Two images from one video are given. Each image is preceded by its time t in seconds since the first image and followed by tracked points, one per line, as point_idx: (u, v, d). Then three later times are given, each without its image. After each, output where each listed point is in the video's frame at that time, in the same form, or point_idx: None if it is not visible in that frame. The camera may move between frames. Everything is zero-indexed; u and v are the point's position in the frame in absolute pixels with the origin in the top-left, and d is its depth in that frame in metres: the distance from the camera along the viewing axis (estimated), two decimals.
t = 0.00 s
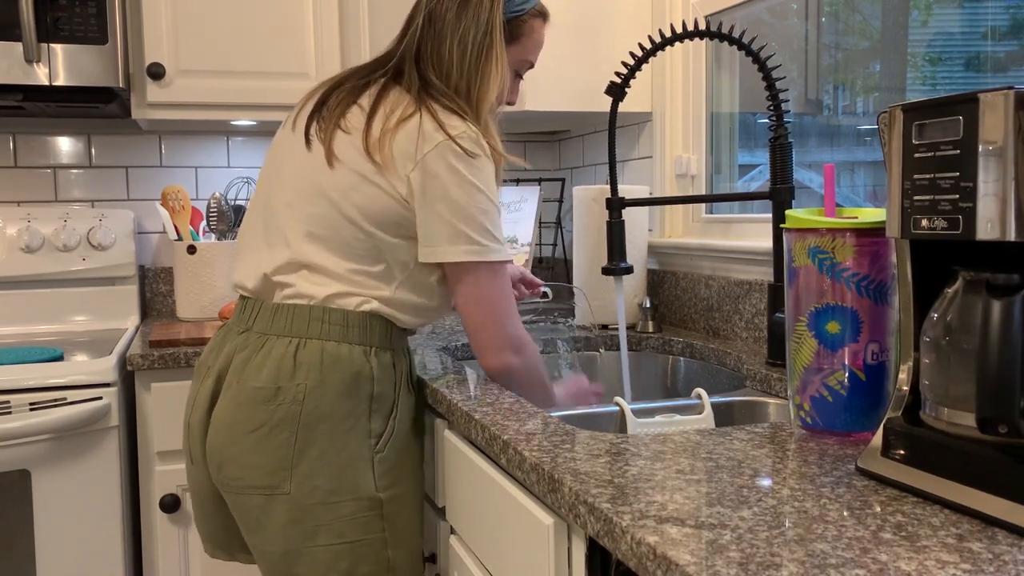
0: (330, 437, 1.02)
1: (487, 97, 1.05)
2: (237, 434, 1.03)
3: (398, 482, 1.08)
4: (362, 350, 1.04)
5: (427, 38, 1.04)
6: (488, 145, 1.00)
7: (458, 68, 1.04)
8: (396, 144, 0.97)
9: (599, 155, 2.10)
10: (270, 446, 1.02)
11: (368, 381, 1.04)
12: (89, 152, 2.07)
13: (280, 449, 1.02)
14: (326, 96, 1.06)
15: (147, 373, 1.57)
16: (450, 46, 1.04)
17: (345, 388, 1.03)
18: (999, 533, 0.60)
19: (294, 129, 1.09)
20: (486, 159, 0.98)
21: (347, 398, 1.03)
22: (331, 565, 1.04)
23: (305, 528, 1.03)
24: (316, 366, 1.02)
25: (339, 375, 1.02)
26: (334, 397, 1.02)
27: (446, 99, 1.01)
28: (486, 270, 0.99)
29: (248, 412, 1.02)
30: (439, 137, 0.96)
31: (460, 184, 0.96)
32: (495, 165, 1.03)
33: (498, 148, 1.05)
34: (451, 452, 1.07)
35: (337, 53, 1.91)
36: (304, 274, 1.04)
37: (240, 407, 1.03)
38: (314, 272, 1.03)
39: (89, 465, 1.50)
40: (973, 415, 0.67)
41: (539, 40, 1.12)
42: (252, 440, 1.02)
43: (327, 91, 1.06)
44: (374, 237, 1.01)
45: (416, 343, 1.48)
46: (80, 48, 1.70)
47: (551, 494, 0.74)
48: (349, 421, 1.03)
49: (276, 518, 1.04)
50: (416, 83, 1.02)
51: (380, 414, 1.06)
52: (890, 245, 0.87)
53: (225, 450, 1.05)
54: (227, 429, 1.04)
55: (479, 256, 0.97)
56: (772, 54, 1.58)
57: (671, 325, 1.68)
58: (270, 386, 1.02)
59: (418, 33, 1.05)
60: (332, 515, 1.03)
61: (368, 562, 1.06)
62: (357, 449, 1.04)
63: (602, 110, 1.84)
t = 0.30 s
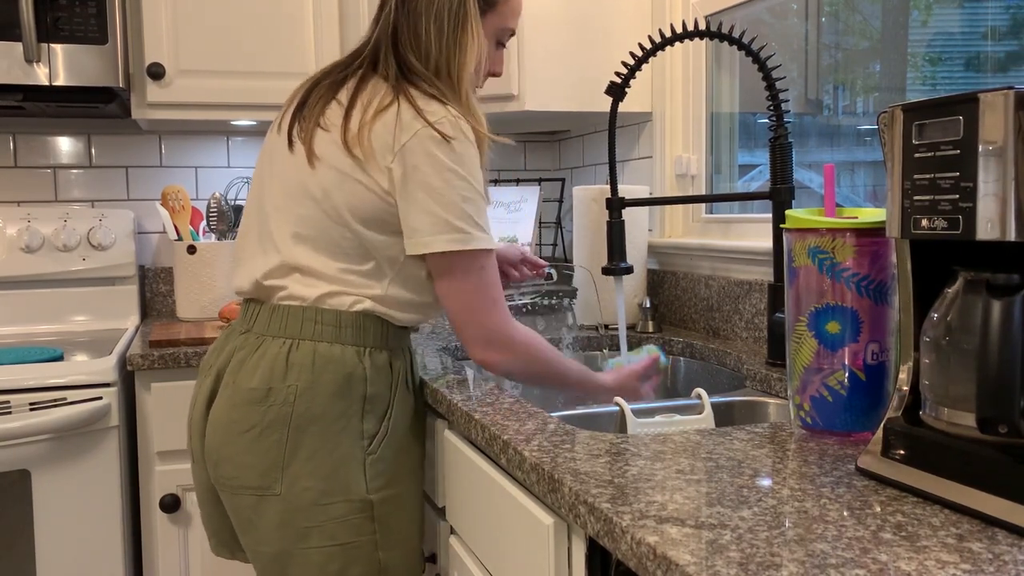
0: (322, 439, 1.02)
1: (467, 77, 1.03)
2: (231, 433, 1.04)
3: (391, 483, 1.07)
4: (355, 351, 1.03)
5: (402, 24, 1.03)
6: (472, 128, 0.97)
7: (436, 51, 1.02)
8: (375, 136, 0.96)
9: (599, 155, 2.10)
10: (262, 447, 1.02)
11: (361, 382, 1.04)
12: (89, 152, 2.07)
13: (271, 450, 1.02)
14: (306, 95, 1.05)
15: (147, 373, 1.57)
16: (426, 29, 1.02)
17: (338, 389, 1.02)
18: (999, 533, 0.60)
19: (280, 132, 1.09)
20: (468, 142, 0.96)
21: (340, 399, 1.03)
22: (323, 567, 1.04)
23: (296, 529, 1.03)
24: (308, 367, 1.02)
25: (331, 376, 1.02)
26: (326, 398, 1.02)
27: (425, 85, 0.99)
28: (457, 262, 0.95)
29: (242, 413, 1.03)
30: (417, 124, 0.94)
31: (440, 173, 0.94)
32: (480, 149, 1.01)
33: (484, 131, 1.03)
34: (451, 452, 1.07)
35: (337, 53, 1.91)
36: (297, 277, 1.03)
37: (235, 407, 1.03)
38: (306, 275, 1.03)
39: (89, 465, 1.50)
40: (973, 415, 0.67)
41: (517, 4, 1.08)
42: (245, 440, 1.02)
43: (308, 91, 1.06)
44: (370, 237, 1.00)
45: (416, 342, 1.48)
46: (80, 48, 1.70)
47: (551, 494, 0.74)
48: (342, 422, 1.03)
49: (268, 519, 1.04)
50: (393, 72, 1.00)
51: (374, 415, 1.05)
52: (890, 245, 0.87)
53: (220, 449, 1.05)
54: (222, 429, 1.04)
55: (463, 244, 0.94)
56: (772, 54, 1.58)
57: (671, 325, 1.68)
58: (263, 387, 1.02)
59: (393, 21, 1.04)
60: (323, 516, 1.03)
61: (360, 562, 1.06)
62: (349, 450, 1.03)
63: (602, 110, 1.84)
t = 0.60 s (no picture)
0: (320, 443, 1.02)
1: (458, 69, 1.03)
2: (229, 438, 1.03)
3: (392, 488, 1.07)
4: (352, 354, 1.03)
5: (394, 19, 1.03)
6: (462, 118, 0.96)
7: (427, 44, 1.02)
8: (363, 128, 0.96)
9: (599, 155, 2.10)
10: (260, 452, 1.02)
11: (359, 384, 1.03)
12: (89, 152, 2.07)
13: (269, 455, 1.02)
14: (299, 90, 1.05)
15: (147, 373, 1.57)
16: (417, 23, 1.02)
17: (336, 391, 1.02)
18: (998, 533, 0.60)
19: (274, 131, 1.09)
20: (458, 131, 0.94)
21: (338, 402, 1.02)
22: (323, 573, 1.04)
23: (295, 535, 1.03)
24: (305, 370, 1.02)
25: (328, 379, 1.02)
26: (324, 402, 1.01)
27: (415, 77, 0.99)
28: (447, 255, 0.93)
29: (239, 417, 1.02)
30: (405, 114, 0.94)
31: (427, 163, 0.92)
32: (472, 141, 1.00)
33: (476, 123, 1.02)
34: (451, 452, 1.07)
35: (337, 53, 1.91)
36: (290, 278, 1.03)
37: (233, 412, 1.03)
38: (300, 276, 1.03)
39: (89, 465, 1.50)
40: (973, 415, 0.67)
41: None
42: (243, 445, 1.02)
43: (299, 88, 1.06)
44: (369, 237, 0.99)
45: (416, 342, 1.48)
46: (80, 48, 1.70)
47: (551, 495, 0.74)
48: (340, 427, 1.02)
49: (267, 525, 1.03)
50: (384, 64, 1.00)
51: (373, 419, 1.05)
52: (890, 245, 0.87)
53: (218, 455, 1.05)
54: (219, 435, 1.04)
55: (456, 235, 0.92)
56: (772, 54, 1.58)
57: (671, 325, 1.68)
58: (260, 391, 1.02)
59: (385, 15, 1.04)
60: (322, 523, 1.02)
61: (361, 568, 1.06)
62: (348, 454, 1.03)
63: (602, 110, 1.84)
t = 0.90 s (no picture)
0: (275, 439, 1.01)
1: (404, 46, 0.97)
2: (203, 434, 1.07)
3: (353, 486, 1.03)
4: (311, 351, 1.01)
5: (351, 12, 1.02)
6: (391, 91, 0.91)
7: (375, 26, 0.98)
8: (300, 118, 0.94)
9: (599, 155, 2.10)
10: (224, 447, 1.04)
11: (316, 380, 1.01)
12: (89, 152, 2.07)
13: (231, 450, 1.03)
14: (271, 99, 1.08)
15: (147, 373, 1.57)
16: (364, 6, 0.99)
17: (292, 388, 1.01)
18: (998, 533, 0.60)
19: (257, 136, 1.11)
20: (383, 111, 0.89)
21: (295, 398, 1.01)
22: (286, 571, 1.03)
23: (254, 530, 1.03)
24: (265, 367, 1.02)
25: (285, 376, 1.01)
26: (280, 398, 1.01)
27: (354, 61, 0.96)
28: (372, 202, 0.84)
29: (210, 413, 1.05)
30: (328, 91, 0.91)
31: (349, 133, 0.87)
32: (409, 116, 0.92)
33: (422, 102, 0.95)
34: (451, 452, 1.07)
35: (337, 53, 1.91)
36: (257, 276, 1.06)
37: (207, 408, 1.06)
38: (265, 273, 1.05)
39: (89, 465, 1.50)
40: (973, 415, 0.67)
41: None
42: (211, 440, 1.05)
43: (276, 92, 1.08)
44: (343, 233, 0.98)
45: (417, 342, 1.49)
46: (80, 48, 1.70)
47: (551, 494, 0.74)
48: (294, 424, 1.01)
49: (233, 519, 1.05)
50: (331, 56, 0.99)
51: (331, 416, 1.01)
52: (890, 245, 0.87)
53: (198, 449, 1.08)
54: (197, 430, 1.08)
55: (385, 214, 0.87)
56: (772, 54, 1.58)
57: (671, 325, 1.68)
58: (226, 387, 1.04)
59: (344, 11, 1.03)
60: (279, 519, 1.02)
61: (322, 567, 1.03)
62: (303, 451, 1.01)
63: (602, 110, 1.84)
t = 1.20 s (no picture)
0: (270, 439, 1.02)
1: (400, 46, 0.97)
2: (202, 434, 1.07)
3: (348, 485, 1.03)
4: (306, 351, 1.02)
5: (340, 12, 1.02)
6: (386, 95, 0.92)
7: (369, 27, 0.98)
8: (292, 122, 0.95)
9: (599, 155, 2.10)
10: (220, 446, 1.04)
11: (310, 380, 1.01)
12: (89, 152, 2.07)
13: (227, 450, 1.04)
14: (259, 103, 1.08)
15: (147, 373, 1.57)
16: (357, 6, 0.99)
17: (287, 388, 1.01)
18: (999, 533, 0.60)
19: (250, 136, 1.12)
20: (375, 112, 0.90)
21: (290, 398, 1.01)
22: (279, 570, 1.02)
23: (250, 528, 1.03)
24: (260, 367, 1.03)
25: (280, 376, 1.01)
26: (274, 397, 1.01)
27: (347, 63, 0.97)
28: (410, 221, 0.87)
29: (207, 414, 1.06)
30: (321, 97, 0.92)
31: (352, 145, 0.89)
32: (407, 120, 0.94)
33: (420, 104, 0.96)
34: (450, 451, 1.07)
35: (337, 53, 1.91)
36: (254, 279, 1.06)
37: (205, 408, 1.07)
38: (261, 276, 1.05)
39: (89, 465, 1.50)
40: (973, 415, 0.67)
41: None
42: (209, 440, 1.06)
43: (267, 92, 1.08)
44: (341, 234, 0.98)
45: (419, 342, 1.49)
46: (80, 47, 1.70)
47: (551, 495, 0.74)
48: (289, 423, 1.01)
49: (230, 518, 1.05)
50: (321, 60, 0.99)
51: (326, 415, 1.01)
52: (890, 245, 0.87)
53: (197, 450, 1.09)
54: (196, 429, 1.09)
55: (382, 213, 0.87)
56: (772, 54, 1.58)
57: (671, 325, 1.68)
58: (223, 388, 1.05)
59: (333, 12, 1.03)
60: (273, 517, 1.02)
61: (316, 566, 1.02)
62: (298, 450, 1.01)
63: (602, 110, 1.84)
